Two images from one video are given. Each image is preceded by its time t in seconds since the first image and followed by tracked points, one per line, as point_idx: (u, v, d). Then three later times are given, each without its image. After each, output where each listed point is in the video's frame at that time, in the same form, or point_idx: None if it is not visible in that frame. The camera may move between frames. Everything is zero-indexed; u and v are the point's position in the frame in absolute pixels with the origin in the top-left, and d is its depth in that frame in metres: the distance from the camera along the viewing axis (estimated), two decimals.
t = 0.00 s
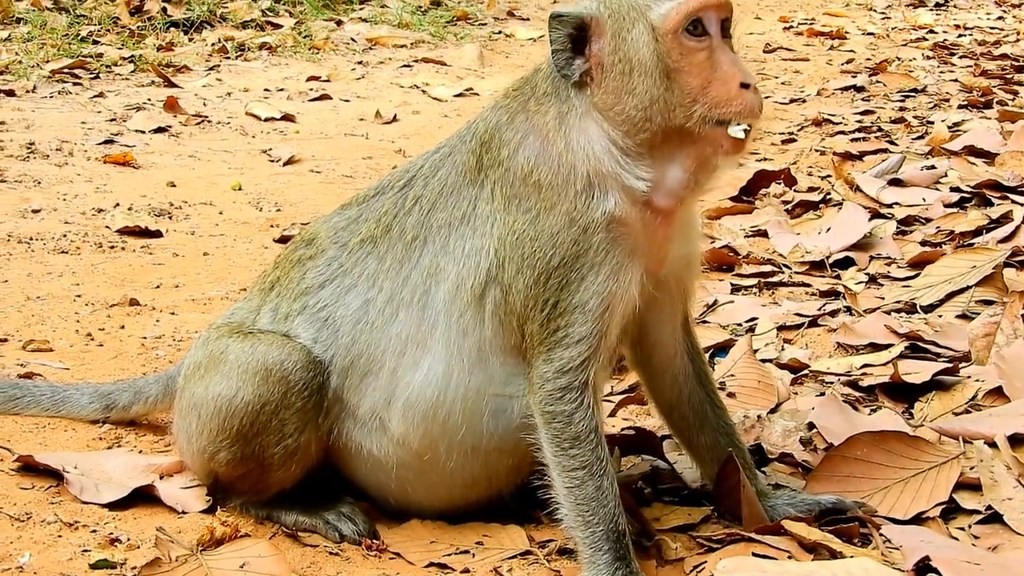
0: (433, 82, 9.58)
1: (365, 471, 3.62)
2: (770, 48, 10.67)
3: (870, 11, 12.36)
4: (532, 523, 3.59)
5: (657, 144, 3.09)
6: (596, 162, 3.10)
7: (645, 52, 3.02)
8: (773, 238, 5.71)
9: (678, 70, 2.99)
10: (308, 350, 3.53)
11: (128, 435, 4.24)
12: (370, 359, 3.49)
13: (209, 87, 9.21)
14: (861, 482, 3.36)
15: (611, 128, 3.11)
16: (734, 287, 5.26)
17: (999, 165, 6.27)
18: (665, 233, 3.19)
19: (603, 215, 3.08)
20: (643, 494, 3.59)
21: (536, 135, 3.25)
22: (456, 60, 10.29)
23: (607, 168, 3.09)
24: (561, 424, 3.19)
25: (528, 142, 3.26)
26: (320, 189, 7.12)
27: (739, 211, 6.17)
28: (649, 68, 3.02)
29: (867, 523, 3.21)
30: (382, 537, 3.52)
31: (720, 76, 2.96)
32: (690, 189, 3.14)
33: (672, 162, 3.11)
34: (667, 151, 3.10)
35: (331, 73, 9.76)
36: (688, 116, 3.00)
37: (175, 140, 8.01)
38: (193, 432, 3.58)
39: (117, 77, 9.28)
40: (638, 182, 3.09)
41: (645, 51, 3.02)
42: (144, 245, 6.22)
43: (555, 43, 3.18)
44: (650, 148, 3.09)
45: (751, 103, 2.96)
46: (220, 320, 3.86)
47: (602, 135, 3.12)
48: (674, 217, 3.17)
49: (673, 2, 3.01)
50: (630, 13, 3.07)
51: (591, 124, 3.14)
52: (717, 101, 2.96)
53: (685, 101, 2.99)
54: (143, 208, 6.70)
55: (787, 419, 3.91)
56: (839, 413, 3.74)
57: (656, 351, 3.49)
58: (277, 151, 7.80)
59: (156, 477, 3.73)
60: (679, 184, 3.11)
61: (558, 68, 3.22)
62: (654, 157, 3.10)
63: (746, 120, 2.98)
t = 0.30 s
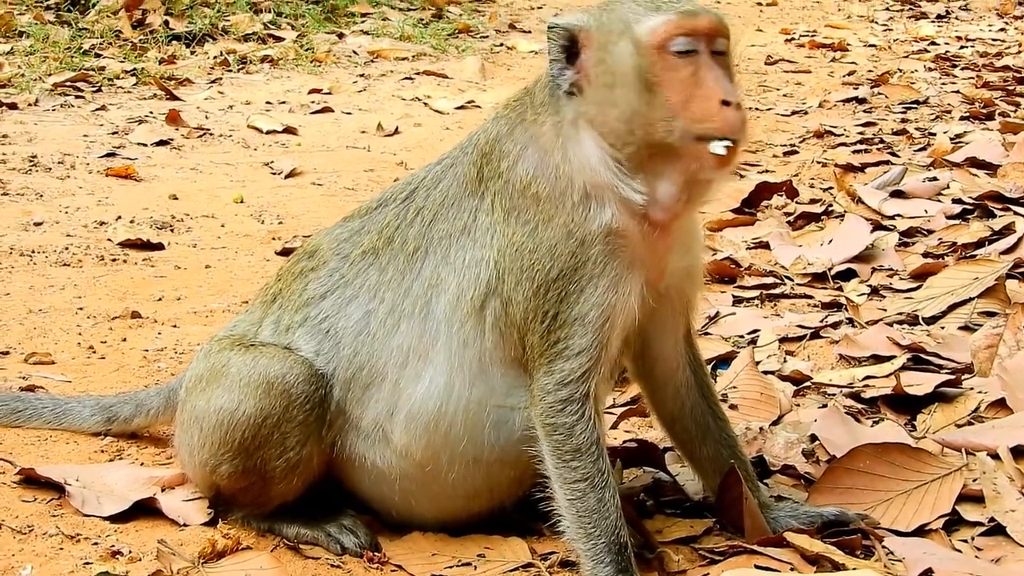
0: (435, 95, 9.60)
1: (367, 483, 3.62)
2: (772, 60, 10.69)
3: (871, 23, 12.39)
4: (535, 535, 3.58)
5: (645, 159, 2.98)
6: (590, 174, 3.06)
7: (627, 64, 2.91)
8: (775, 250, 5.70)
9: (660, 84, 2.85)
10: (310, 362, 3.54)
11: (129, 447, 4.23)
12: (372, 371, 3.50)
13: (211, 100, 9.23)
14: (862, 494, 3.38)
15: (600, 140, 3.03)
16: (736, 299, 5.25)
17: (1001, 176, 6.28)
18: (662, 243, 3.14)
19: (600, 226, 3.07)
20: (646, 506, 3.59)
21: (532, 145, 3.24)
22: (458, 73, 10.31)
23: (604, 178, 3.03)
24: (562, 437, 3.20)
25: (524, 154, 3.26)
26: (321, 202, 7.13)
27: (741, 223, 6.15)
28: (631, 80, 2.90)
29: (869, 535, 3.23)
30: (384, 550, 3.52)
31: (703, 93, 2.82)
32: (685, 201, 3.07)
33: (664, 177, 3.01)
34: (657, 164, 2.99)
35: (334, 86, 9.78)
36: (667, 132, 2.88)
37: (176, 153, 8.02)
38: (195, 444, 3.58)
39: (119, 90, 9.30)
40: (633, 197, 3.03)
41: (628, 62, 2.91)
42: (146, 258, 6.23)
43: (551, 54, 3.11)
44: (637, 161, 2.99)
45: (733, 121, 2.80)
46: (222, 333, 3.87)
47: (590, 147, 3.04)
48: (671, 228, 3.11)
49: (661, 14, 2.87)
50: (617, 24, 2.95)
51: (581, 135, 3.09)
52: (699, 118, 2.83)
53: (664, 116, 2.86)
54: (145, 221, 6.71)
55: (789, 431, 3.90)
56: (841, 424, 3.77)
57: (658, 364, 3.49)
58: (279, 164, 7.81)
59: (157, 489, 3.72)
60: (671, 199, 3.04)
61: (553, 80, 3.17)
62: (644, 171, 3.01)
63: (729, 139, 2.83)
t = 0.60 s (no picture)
0: (438, 103, 9.61)
1: (367, 490, 3.62)
2: (775, 68, 10.69)
3: (874, 31, 12.40)
4: (537, 542, 3.58)
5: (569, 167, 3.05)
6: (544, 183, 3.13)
7: (548, 71, 3.06)
8: (777, 257, 5.70)
9: (567, 88, 2.99)
10: (310, 368, 3.55)
11: (131, 455, 4.23)
12: (367, 376, 3.52)
13: (213, 109, 9.24)
14: (865, 502, 3.38)
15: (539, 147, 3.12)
16: (739, 306, 5.25)
17: (1004, 184, 6.27)
18: (630, 249, 3.13)
19: (555, 235, 3.11)
20: (648, 515, 3.59)
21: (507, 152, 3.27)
22: (460, 81, 10.32)
23: (553, 185, 3.10)
24: (555, 447, 3.20)
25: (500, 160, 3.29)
26: (324, 210, 7.13)
27: (744, 230, 6.14)
28: (547, 86, 3.06)
29: (872, 543, 3.21)
30: (386, 558, 3.51)
31: (600, 94, 2.90)
32: (635, 205, 3.07)
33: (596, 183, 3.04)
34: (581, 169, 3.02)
35: (336, 94, 9.79)
36: (571, 136, 2.98)
37: (179, 161, 8.03)
38: (197, 451, 3.58)
39: (121, 98, 9.32)
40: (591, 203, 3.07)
41: (549, 69, 3.06)
42: (148, 266, 6.23)
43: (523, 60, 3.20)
44: (563, 166, 3.06)
45: (618, 123, 2.84)
46: (225, 339, 3.89)
47: (532, 153, 3.15)
48: (634, 234, 3.10)
49: (577, 20, 3.02)
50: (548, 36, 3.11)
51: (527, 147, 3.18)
52: (594, 119, 2.90)
53: (569, 120, 2.98)
54: (148, 229, 6.71)
55: (791, 438, 3.90)
56: (844, 432, 3.77)
57: (657, 373, 3.50)
58: (281, 172, 7.81)
59: (159, 498, 3.72)
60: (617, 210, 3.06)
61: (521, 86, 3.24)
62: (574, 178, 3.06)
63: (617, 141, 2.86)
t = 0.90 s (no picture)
0: (440, 108, 9.61)
1: (368, 495, 3.62)
2: (777, 73, 10.69)
3: (875, 36, 12.40)
4: (541, 547, 3.58)
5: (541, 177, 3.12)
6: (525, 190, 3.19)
7: (522, 80, 3.14)
8: (780, 262, 5.69)
9: (537, 98, 3.07)
10: (311, 371, 3.56)
11: (134, 460, 4.22)
12: (365, 380, 3.53)
13: (215, 114, 9.25)
14: (869, 507, 3.38)
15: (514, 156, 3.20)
16: (741, 311, 5.25)
17: (1006, 189, 6.27)
18: (615, 255, 3.17)
19: (533, 244, 3.17)
20: (652, 520, 3.59)
21: (497, 161, 3.30)
22: (462, 86, 10.32)
23: (533, 195, 3.17)
24: (553, 455, 3.22)
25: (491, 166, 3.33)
26: (326, 215, 7.13)
27: (746, 236, 6.14)
28: (519, 97, 3.15)
29: (876, 548, 3.23)
30: (389, 564, 3.52)
31: (563, 105, 2.97)
32: (614, 214, 3.12)
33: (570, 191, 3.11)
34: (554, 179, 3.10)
35: (338, 100, 9.80)
36: (539, 147, 3.08)
37: (181, 166, 8.04)
38: (199, 456, 3.58)
39: (123, 103, 9.32)
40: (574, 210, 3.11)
41: (523, 78, 3.14)
42: (150, 271, 6.23)
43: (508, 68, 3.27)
44: (538, 177, 3.13)
45: (577, 135, 2.91)
46: (227, 343, 3.90)
47: (510, 162, 3.23)
48: (617, 241, 3.14)
49: (549, 30, 3.09)
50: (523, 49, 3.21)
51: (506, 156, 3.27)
52: (557, 130, 2.98)
53: (537, 131, 3.07)
54: (150, 234, 6.72)
55: (795, 444, 3.90)
56: (847, 437, 3.78)
57: (658, 379, 3.51)
58: (283, 177, 7.81)
59: (162, 503, 3.72)
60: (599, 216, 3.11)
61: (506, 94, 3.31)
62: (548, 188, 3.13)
63: (576, 153, 2.93)
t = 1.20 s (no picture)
0: (440, 111, 9.62)
1: (369, 499, 3.62)
2: (777, 76, 10.69)
3: (876, 39, 12.41)
4: (542, 551, 3.58)
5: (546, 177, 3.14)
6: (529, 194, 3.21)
7: (529, 81, 3.18)
8: (780, 265, 5.69)
9: (544, 99, 3.10)
10: (311, 375, 3.56)
11: (135, 464, 4.22)
12: (365, 383, 3.53)
13: (215, 117, 9.26)
14: (871, 510, 3.39)
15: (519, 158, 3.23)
16: (742, 314, 5.25)
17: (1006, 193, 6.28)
18: (616, 259, 3.18)
19: (533, 248, 3.18)
20: (652, 523, 3.59)
21: (499, 165, 3.32)
22: (463, 90, 10.32)
23: (536, 199, 3.18)
24: (554, 459, 3.22)
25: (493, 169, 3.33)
26: (327, 219, 7.13)
27: (746, 238, 6.14)
28: (525, 98, 3.18)
29: (877, 551, 3.22)
30: (391, 567, 3.52)
31: (571, 107, 3.00)
32: (616, 218, 3.13)
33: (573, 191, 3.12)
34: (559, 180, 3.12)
35: (338, 103, 9.81)
36: (547, 149, 3.09)
37: (182, 170, 8.04)
38: (200, 459, 3.58)
39: (123, 107, 9.33)
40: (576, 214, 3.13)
41: (530, 80, 3.18)
42: (150, 275, 6.24)
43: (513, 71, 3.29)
44: (542, 179, 3.15)
45: (585, 138, 2.95)
46: (228, 347, 3.90)
47: (514, 163, 3.25)
48: (619, 245, 3.15)
49: (558, 32, 3.12)
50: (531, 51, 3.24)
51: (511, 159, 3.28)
52: (564, 133, 3.01)
53: (544, 133, 3.09)
54: (150, 238, 6.72)
55: (796, 447, 3.90)
56: (848, 440, 3.78)
57: (659, 382, 3.52)
58: (284, 181, 7.82)
59: (163, 507, 3.72)
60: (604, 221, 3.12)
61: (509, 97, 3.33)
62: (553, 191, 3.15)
63: (584, 156, 2.97)
